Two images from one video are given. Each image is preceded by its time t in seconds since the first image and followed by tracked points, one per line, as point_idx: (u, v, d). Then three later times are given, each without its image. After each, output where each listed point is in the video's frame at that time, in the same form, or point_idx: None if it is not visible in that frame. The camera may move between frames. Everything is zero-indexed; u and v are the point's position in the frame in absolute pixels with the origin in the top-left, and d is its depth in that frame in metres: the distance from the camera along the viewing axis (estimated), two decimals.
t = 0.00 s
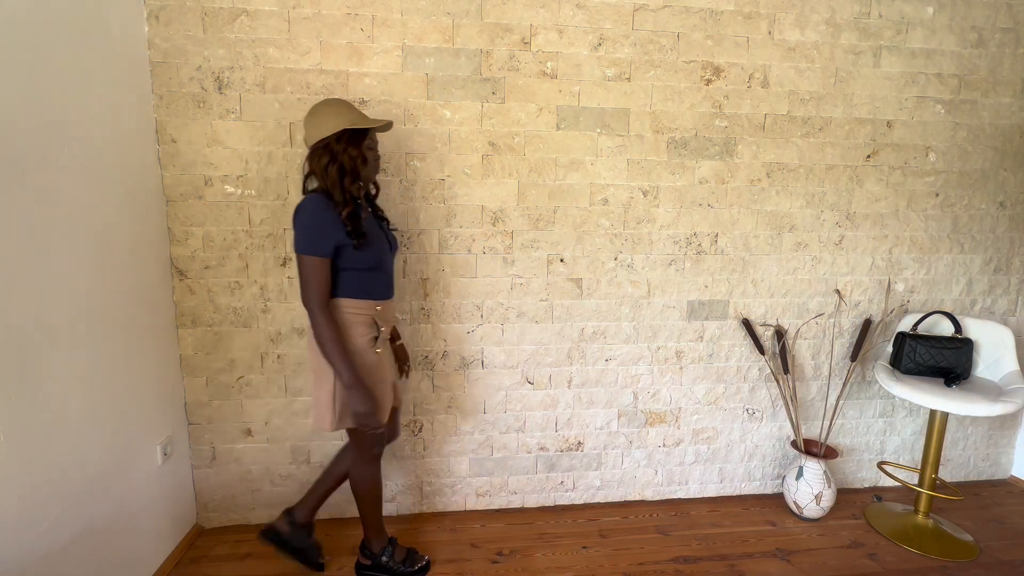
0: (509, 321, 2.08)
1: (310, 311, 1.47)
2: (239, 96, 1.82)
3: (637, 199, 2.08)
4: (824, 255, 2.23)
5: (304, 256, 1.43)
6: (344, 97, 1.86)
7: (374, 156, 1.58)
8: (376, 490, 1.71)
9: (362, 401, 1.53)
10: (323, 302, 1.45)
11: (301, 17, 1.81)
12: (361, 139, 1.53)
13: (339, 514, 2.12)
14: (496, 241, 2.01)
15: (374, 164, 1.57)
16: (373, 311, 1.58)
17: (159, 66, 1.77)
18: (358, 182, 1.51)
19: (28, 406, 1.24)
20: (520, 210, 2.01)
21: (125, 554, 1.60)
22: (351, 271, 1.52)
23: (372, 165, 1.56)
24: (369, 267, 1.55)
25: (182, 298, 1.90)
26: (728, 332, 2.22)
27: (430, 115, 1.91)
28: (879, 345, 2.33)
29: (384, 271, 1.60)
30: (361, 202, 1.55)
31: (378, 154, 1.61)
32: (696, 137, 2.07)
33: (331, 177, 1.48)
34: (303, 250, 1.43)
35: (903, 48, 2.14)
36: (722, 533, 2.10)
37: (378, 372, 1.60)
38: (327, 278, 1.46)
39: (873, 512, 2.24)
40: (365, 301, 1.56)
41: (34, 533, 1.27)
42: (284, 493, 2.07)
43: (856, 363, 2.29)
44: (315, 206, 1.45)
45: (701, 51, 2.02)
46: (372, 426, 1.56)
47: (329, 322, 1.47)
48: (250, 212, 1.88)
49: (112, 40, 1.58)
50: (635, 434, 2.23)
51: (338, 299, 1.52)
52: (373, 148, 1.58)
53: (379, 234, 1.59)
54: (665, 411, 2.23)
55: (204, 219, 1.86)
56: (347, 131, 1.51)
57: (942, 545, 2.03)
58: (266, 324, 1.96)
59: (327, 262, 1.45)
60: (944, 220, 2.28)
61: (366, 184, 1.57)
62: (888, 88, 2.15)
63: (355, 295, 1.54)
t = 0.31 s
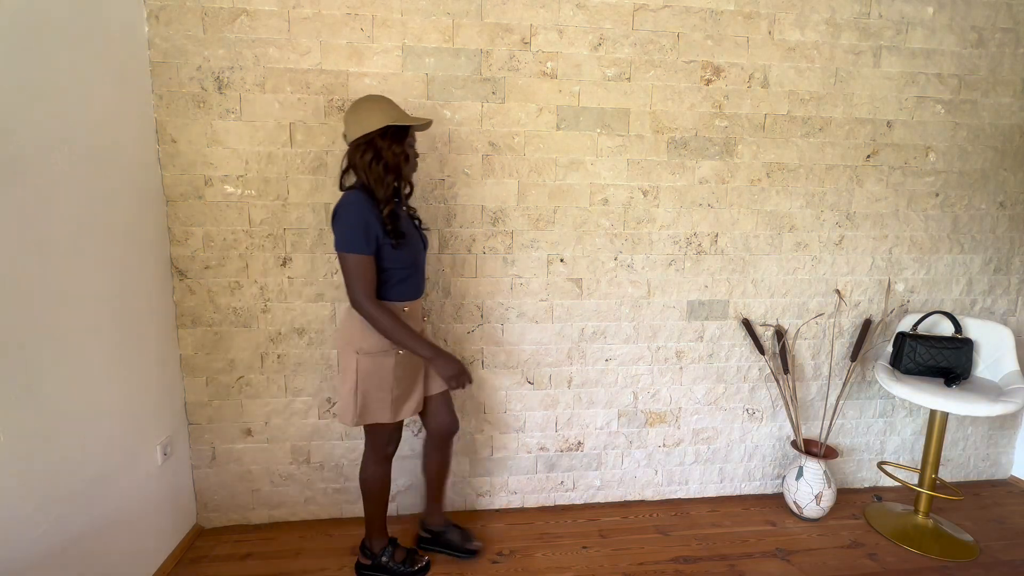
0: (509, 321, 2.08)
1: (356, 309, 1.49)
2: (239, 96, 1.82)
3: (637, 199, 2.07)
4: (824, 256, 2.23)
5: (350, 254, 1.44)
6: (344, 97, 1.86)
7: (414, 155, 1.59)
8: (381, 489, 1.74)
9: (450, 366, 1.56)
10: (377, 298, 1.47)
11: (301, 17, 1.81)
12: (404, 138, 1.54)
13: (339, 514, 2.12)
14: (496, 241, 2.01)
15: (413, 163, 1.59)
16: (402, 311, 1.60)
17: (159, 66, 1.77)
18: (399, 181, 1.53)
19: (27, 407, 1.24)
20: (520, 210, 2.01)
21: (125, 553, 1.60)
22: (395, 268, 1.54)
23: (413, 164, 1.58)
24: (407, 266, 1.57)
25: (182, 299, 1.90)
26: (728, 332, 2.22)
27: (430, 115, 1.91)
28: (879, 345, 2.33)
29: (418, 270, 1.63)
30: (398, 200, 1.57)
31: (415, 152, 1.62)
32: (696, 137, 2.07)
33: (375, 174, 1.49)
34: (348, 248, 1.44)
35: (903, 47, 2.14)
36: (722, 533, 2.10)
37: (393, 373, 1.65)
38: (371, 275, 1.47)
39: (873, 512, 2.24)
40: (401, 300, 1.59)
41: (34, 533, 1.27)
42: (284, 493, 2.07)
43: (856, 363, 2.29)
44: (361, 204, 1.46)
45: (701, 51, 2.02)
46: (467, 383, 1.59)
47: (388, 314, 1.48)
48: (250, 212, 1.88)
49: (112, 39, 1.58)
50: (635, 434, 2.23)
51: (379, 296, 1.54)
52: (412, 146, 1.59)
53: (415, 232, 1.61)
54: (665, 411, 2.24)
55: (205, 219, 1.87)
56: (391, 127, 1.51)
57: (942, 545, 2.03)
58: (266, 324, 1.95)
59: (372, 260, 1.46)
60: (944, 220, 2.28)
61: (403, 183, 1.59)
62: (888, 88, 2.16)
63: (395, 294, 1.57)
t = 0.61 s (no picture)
0: (509, 321, 2.08)
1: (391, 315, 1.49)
2: (239, 96, 1.82)
3: (637, 199, 2.08)
4: (824, 256, 2.23)
5: (385, 258, 1.44)
6: (344, 97, 1.86)
7: (456, 158, 1.56)
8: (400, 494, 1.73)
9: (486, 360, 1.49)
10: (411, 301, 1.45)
11: (301, 17, 1.81)
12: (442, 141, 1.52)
13: (339, 514, 2.12)
14: (495, 241, 2.01)
15: (454, 167, 1.55)
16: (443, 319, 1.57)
17: (159, 66, 1.77)
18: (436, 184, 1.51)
19: (27, 407, 1.24)
20: (520, 210, 2.01)
21: (125, 554, 1.60)
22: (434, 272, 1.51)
23: (453, 167, 1.54)
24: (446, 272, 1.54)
25: (182, 299, 1.90)
26: (728, 332, 2.22)
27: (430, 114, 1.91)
28: (879, 345, 2.33)
29: (460, 277, 1.60)
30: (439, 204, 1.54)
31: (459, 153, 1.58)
32: (696, 137, 2.07)
33: (412, 178, 1.48)
34: (386, 252, 1.44)
35: (903, 47, 2.14)
36: (722, 533, 2.10)
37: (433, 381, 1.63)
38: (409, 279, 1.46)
39: (872, 512, 2.24)
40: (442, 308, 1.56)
41: (35, 532, 1.27)
42: (285, 493, 2.07)
43: (856, 363, 2.29)
44: (397, 209, 1.45)
45: (701, 51, 2.02)
46: (504, 371, 1.52)
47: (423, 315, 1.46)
48: (251, 212, 1.88)
49: (112, 39, 1.58)
50: (635, 434, 2.23)
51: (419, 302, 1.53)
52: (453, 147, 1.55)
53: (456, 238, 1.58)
54: (665, 411, 2.24)
55: (205, 219, 1.87)
56: (428, 130, 1.49)
57: (942, 545, 2.03)
58: (266, 324, 1.95)
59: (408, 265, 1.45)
60: (944, 220, 2.28)
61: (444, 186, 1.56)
62: (888, 88, 2.16)
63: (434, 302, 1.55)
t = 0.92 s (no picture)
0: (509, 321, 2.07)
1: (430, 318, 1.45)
2: (239, 96, 1.82)
3: (637, 199, 2.07)
4: (824, 255, 2.23)
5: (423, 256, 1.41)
6: (344, 97, 1.86)
7: (499, 154, 1.51)
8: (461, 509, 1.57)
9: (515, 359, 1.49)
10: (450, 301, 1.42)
11: (301, 17, 1.81)
12: (480, 137, 1.49)
13: (339, 514, 2.12)
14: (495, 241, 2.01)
15: (496, 163, 1.50)
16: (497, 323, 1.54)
17: (159, 66, 1.77)
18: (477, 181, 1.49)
19: (27, 407, 1.24)
20: (520, 210, 2.01)
21: (125, 553, 1.60)
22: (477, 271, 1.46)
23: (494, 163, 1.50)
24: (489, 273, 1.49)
25: (182, 298, 1.90)
26: (728, 332, 2.22)
27: (430, 114, 1.91)
28: (879, 345, 2.33)
29: (507, 277, 1.53)
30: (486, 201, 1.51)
31: (507, 149, 1.54)
32: (696, 137, 2.07)
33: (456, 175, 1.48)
34: (433, 248, 1.40)
35: (903, 47, 2.13)
36: (722, 533, 2.10)
37: (499, 389, 1.52)
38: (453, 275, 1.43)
39: (872, 512, 2.24)
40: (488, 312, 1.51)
41: (35, 532, 1.27)
42: (284, 493, 2.07)
43: (856, 363, 2.29)
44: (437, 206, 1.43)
45: (701, 51, 2.02)
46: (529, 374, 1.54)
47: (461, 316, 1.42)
48: (251, 212, 1.88)
49: (112, 39, 1.58)
50: (635, 434, 2.23)
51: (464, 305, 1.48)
52: (498, 143, 1.51)
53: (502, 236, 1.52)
54: (665, 411, 2.24)
55: (205, 219, 1.86)
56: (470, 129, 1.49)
57: (942, 545, 2.03)
58: (266, 324, 1.95)
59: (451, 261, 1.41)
60: (944, 220, 2.28)
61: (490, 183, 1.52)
62: (888, 88, 2.16)
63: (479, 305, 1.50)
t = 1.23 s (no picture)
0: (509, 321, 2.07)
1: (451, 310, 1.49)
2: (239, 96, 1.82)
3: (637, 199, 2.07)
4: (824, 256, 2.23)
5: (447, 251, 1.44)
6: (344, 97, 1.86)
7: (533, 151, 1.46)
8: (552, 514, 1.54)
9: (550, 336, 1.39)
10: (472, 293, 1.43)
11: (301, 17, 1.81)
12: (513, 133, 1.44)
13: (339, 514, 2.12)
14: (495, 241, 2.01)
15: (530, 160, 1.46)
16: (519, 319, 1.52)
17: (159, 66, 1.77)
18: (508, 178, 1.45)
19: (27, 407, 1.24)
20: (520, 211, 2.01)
21: (125, 553, 1.60)
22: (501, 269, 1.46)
23: (528, 161, 1.46)
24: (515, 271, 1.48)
25: (182, 298, 1.90)
26: (728, 332, 2.22)
27: (430, 114, 1.91)
28: (879, 345, 2.33)
29: (532, 276, 1.51)
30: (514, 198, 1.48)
31: (541, 144, 1.48)
32: (696, 137, 2.07)
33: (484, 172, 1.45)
34: (454, 245, 1.42)
35: (903, 47, 2.13)
36: (722, 533, 2.10)
37: (527, 380, 1.50)
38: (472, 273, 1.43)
39: (873, 512, 2.24)
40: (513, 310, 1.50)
41: (35, 531, 1.27)
42: (284, 493, 2.07)
43: (856, 363, 2.29)
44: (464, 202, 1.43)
45: (701, 51, 2.02)
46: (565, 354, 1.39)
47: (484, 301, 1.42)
48: (251, 212, 1.88)
49: (112, 39, 1.58)
50: (635, 434, 2.24)
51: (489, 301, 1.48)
52: (531, 139, 1.46)
53: (531, 236, 1.49)
54: (665, 411, 2.24)
55: (205, 219, 1.87)
56: (502, 124, 1.44)
57: (942, 545, 2.03)
58: (266, 324, 1.96)
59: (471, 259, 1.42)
60: (944, 219, 2.28)
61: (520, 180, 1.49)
62: (888, 88, 2.16)
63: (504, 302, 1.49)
